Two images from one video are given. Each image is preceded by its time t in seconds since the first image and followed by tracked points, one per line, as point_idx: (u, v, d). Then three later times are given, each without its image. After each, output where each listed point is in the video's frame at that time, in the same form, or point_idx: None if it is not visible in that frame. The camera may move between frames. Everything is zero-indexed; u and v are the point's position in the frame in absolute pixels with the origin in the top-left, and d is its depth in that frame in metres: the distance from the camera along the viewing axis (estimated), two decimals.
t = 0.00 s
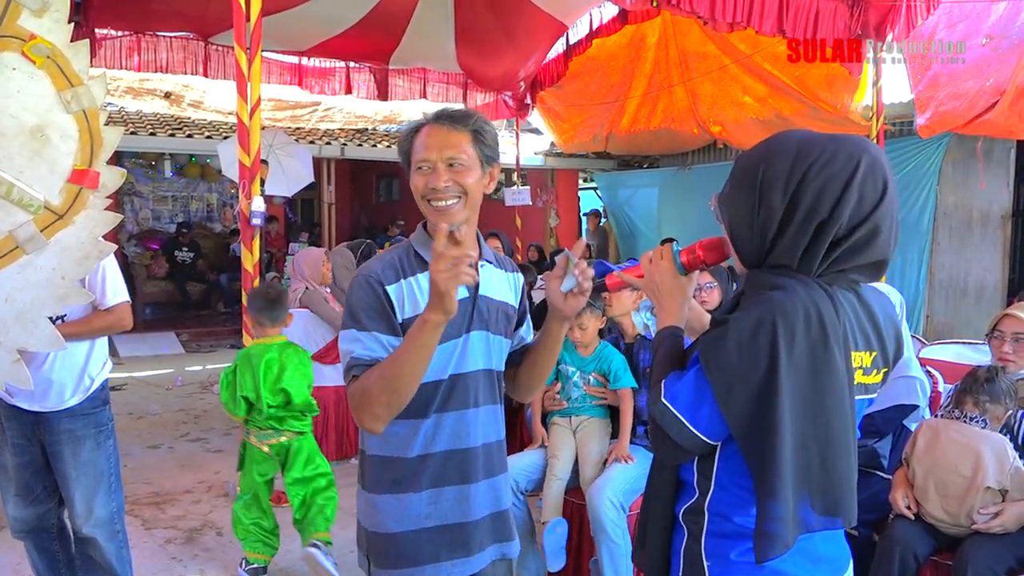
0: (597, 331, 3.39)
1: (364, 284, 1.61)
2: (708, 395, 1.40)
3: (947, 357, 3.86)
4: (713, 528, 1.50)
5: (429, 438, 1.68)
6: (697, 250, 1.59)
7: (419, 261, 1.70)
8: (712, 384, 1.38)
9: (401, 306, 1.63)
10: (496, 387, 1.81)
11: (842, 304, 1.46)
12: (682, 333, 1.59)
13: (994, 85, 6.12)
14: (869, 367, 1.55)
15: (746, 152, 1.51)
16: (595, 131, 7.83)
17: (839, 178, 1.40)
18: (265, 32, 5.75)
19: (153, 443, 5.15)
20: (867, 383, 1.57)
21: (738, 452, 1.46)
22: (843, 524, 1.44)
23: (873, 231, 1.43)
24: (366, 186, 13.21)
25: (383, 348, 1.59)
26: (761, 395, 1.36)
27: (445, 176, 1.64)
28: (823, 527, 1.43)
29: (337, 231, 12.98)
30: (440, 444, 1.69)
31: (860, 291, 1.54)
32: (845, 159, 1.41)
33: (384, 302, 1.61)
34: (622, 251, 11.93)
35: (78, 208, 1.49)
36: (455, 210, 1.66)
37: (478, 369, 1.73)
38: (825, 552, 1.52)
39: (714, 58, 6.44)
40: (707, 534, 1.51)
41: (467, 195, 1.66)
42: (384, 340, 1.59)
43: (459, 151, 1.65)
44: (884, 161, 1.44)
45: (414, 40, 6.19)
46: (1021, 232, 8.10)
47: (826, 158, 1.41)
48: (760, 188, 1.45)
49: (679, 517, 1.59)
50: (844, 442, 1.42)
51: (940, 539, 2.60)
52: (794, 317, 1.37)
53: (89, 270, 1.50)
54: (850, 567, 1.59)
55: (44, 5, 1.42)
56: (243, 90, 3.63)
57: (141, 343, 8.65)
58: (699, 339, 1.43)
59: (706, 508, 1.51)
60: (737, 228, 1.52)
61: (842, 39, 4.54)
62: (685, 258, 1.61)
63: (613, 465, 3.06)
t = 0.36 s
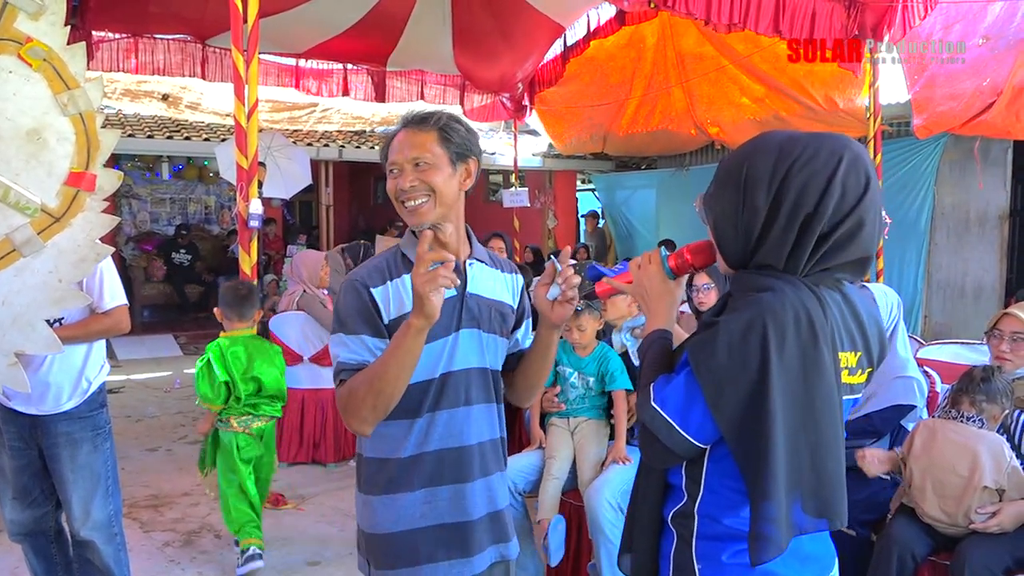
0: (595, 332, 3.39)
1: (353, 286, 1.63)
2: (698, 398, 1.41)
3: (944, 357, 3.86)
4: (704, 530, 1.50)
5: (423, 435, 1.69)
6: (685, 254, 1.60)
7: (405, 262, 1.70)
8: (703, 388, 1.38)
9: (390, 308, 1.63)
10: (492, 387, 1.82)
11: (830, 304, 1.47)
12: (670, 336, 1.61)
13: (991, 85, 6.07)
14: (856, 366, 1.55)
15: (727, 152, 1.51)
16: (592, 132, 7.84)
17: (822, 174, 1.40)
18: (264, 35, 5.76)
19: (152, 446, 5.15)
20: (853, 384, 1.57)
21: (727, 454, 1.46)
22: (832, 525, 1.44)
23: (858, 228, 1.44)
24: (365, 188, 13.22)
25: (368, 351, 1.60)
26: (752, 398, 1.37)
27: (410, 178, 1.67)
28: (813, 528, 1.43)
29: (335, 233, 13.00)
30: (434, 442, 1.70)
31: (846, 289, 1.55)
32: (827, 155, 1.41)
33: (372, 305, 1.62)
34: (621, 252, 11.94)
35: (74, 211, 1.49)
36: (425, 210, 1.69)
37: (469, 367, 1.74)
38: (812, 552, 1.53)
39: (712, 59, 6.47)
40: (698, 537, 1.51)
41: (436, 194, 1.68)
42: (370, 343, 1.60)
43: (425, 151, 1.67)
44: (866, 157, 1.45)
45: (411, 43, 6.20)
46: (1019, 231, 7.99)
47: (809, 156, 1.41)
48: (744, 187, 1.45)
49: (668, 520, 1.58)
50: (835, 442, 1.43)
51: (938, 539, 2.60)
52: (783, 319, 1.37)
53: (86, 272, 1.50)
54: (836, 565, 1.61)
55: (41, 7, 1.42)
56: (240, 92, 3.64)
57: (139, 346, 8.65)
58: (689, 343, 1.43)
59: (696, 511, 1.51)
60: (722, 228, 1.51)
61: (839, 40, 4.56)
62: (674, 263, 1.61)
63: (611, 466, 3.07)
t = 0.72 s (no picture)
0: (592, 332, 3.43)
1: (353, 288, 1.66)
2: (689, 397, 1.41)
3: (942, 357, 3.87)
4: (696, 531, 1.50)
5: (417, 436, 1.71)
6: (673, 255, 1.62)
7: (410, 265, 1.74)
8: (694, 386, 1.38)
9: (387, 314, 1.67)
10: (489, 391, 1.83)
11: (818, 300, 1.47)
12: (659, 337, 1.60)
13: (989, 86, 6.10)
14: (845, 360, 1.55)
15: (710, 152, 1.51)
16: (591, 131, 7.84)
17: (806, 174, 1.41)
18: (262, 35, 5.75)
19: (151, 446, 5.15)
20: (843, 378, 1.57)
21: (717, 452, 1.46)
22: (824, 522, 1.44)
23: (843, 225, 1.44)
24: (363, 188, 13.21)
25: (350, 355, 1.62)
26: (744, 395, 1.37)
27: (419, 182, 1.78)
28: (805, 525, 1.43)
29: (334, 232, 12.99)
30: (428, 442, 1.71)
31: (834, 285, 1.55)
32: (810, 155, 1.42)
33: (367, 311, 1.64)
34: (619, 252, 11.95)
35: (73, 211, 1.51)
36: (434, 215, 1.78)
37: (467, 372, 1.76)
38: (803, 552, 1.54)
39: (710, 59, 6.48)
40: (690, 538, 1.51)
41: (446, 200, 1.78)
42: (356, 347, 1.62)
43: (438, 158, 1.78)
44: (848, 154, 1.45)
45: (409, 44, 6.19)
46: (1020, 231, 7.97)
47: (792, 155, 1.42)
48: (729, 187, 1.45)
49: (660, 522, 1.58)
50: (826, 437, 1.43)
51: (936, 539, 2.60)
52: (773, 316, 1.37)
53: (84, 273, 1.53)
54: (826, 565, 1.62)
55: (39, 8, 1.43)
56: (238, 92, 3.65)
57: (137, 347, 8.63)
58: (678, 341, 1.43)
59: (687, 511, 1.51)
60: (706, 228, 1.51)
61: (837, 39, 4.56)
62: (661, 265, 1.63)
63: (609, 467, 3.06)
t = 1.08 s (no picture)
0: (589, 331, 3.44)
1: (354, 291, 1.71)
2: (679, 402, 1.40)
3: (940, 356, 3.88)
4: (693, 532, 1.50)
5: (416, 435, 1.76)
6: (654, 255, 1.63)
7: (409, 262, 1.79)
8: (684, 391, 1.38)
9: (388, 315, 1.72)
10: (490, 387, 1.87)
11: (805, 298, 1.47)
12: (646, 341, 1.61)
13: (986, 86, 6.23)
14: (834, 356, 1.55)
15: (695, 154, 1.51)
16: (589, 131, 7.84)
17: (791, 174, 1.41)
18: (259, 35, 5.74)
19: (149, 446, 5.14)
20: (833, 373, 1.56)
21: (710, 454, 1.46)
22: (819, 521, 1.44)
23: (827, 223, 1.45)
24: (362, 188, 13.21)
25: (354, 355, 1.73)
26: (733, 397, 1.37)
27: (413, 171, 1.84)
28: (799, 523, 1.43)
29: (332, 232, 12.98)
30: (425, 440, 1.76)
31: (820, 281, 1.55)
32: (795, 156, 1.42)
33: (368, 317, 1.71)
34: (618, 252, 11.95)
35: (70, 211, 1.50)
36: (430, 202, 1.83)
37: (468, 369, 1.80)
38: (800, 550, 1.54)
39: (707, 59, 6.48)
40: (687, 539, 1.50)
41: (441, 187, 1.84)
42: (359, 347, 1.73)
43: (429, 148, 1.85)
44: (832, 153, 1.45)
45: (407, 44, 6.18)
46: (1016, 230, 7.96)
47: (776, 155, 1.42)
48: (714, 188, 1.45)
49: (656, 524, 1.57)
50: (816, 435, 1.43)
51: (935, 539, 2.60)
52: (759, 318, 1.37)
53: (81, 272, 1.52)
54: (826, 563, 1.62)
55: (35, 8, 1.44)
56: (236, 92, 3.64)
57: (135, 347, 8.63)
58: (667, 345, 1.43)
59: (685, 511, 1.50)
60: (691, 229, 1.51)
61: (836, 39, 4.54)
62: (643, 266, 1.63)
63: (607, 466, 3.06)
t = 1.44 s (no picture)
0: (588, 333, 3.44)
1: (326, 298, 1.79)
2: (682, 406, 1.40)
3: (938, 357, 3.88)
4: (693, 536, 1.50)
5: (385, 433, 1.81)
6: (652, 263, 1.64)
7: (376, 268, 1.84)
8: (686, 394, 1.38)
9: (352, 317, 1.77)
10: (463, 387, 1.87)
11: (802, 296, 1.48)
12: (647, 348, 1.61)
13: (984, 88, 6.22)
14: (833, 357, 1.56)
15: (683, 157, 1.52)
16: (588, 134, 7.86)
17: (778, 165, 1.42)
18: (257, 38, 5.74)
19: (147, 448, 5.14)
20: (832, 375, 1.57)
21: (711, 457, 1.46)
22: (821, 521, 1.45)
23: (818, 216, 1.46)
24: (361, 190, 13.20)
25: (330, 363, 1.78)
26: (736, 399, 1.37)
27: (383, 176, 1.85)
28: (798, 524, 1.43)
29: (331, 234, 12.97)
30: (392, 435, 1.80)
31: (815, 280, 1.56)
32: (780, 148, 1.43)
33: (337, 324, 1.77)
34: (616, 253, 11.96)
35: (67, 214, 1.50)
36: (400, 208, 1.84)
37: (435, 367, 1.81)
38: (801, 552, 1.54)
39: (704, 61, 6.49)
40: (688, 543, 1.50)
41: (410, 192, 1.85)
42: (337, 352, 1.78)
43: (399, 152, 1.86)
44: (817, 144, 1.47)
45: (406, 46, 6.18)
46: (1014, 231, 7.99)
47: (762, 148, 1.43)
48: (705, 188, 1.45)
49: (657, 528, 1.57)
50: (817, 435, 1.43)
51: (933, 539, 2.60)
52: (758, 316, 1.37)
53: (80, 275, 1.52)
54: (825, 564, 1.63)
55: (33, 10, 1.44)
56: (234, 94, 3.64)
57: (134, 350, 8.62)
58: (667, 349, 1.42)
59: (686, 516, 1.50)
60: (686, 233, 1.51)
61: (834, 40, 4.55)
62: (642, 274, 1.64)
63: (607, 468, 3.06)
